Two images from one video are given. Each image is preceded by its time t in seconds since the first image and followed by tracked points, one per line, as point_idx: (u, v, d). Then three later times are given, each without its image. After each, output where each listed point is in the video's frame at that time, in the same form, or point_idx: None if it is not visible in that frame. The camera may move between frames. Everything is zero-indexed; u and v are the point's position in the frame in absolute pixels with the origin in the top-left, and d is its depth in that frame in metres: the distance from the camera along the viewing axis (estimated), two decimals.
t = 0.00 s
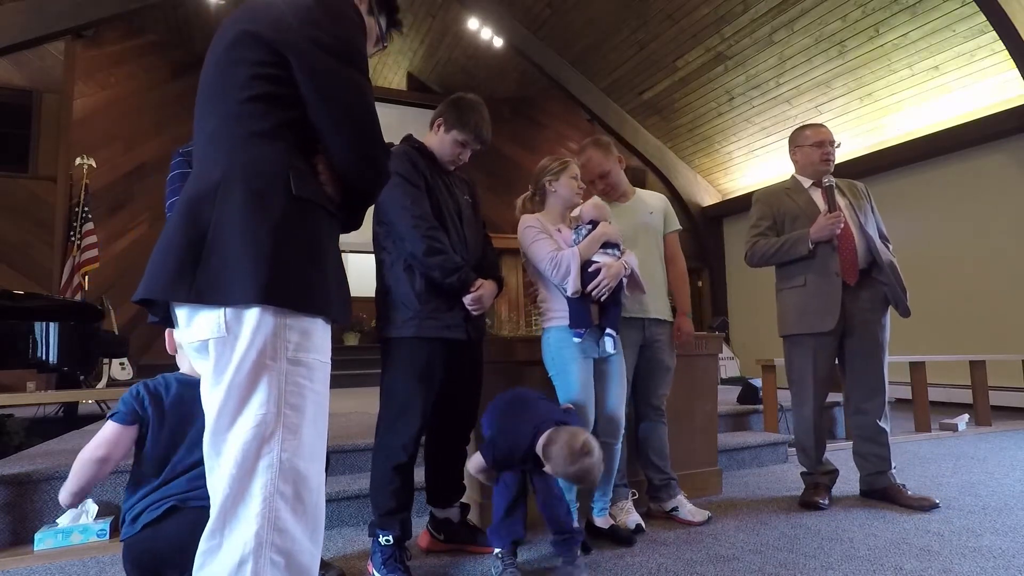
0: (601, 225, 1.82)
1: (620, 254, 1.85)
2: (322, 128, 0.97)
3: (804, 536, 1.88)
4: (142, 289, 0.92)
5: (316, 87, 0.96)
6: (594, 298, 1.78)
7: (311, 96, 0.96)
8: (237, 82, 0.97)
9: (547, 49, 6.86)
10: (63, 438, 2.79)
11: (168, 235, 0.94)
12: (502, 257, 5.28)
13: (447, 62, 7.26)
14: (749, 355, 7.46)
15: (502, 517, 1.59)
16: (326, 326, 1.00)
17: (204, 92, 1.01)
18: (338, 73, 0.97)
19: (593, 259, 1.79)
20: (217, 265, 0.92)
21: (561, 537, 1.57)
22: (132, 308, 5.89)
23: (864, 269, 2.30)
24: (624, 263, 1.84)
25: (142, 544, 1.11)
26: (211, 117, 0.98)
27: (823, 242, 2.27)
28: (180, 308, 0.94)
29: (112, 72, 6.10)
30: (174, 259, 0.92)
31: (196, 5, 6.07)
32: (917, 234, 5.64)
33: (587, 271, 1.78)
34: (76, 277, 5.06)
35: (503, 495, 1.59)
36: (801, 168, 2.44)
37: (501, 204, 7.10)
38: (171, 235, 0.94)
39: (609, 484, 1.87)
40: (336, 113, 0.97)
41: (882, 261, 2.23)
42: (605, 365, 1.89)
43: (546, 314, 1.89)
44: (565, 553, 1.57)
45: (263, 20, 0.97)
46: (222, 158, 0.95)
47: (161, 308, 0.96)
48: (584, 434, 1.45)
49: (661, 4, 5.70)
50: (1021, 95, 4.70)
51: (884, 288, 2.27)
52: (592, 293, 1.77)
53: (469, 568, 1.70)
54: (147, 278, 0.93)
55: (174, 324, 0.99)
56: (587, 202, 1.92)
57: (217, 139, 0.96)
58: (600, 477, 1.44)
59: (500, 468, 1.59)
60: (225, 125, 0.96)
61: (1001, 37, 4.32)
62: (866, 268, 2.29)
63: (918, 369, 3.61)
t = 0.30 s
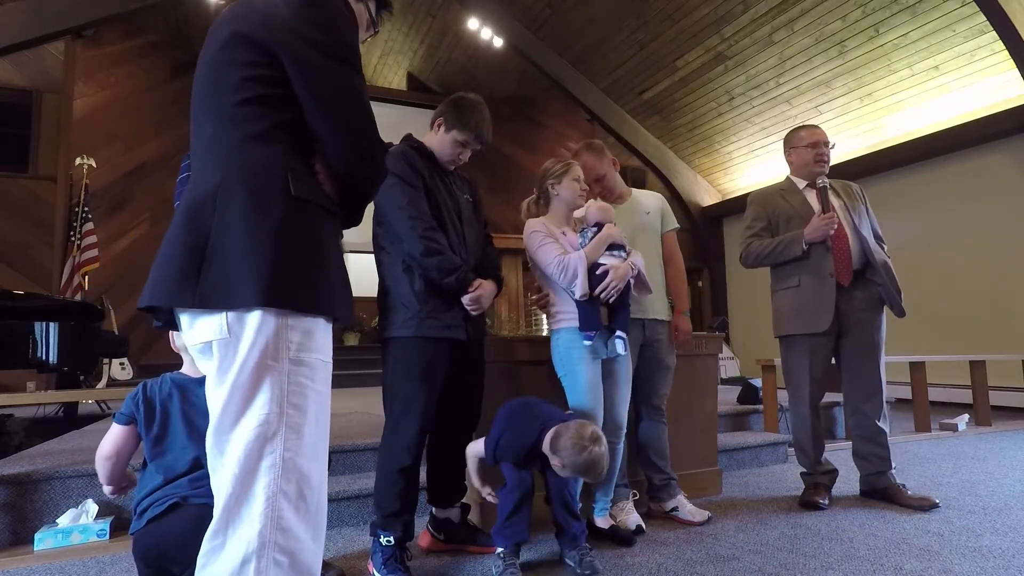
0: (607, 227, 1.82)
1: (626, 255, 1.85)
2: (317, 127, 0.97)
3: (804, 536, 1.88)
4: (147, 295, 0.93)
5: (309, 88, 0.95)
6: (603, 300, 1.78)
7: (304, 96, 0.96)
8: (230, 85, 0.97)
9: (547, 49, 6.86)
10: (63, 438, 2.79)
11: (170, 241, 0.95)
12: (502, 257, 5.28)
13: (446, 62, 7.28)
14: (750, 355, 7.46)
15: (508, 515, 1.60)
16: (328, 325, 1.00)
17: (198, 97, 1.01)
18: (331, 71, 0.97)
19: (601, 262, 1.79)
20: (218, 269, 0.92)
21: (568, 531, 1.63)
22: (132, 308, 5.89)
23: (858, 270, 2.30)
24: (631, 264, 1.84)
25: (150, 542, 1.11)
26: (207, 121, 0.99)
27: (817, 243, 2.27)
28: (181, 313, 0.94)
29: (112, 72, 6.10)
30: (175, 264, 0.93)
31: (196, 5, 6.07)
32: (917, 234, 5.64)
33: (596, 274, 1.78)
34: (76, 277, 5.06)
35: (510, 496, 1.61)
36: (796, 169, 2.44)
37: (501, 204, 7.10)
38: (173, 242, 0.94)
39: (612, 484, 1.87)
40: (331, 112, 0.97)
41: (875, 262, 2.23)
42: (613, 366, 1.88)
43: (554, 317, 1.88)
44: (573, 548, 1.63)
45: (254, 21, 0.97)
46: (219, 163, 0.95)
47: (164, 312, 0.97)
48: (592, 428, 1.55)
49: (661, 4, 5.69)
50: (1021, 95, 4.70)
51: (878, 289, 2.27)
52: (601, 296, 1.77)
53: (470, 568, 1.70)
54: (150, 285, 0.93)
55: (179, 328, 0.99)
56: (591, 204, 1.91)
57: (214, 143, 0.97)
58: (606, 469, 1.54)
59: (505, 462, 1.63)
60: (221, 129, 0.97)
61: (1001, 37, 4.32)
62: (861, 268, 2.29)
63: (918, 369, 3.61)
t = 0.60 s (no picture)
0: (607, 229, 1.83)
1: (627, 257, 1.85)
2: (313, 126, 0.97)
3: (804, 536, 1.88)
4: (151, 301, 0.94)
5: (303, 85, 0.95)
6: (603, 302, 1.78)
7: (298, 95, 0.95)
8: (225, 86, 0.97)
9: (547, 49, 6.86)
10: (63, 438, 2.80)
11: (173, 246, 0.95)
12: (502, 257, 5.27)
13: (446, 62, 7.28)
14: (750, 355, 7.45)
15: (512, 521, 1.63)
16: (331, 324, 1.00)
17: (195, 99, 1.02)
18: (325, 69, 0.97)
19: (600, 264, 1.80)
20: (220, 272, 0.93)
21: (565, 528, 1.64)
22: (132, 308, 5.89)
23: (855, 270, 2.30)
24: (631, 266, 1.83)
25: (152, 540, 1.12)
26: (204, 123, 0.99)
27: (816, 243, 2.27)
28: (185, 319, 0.95)
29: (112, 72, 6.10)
30: (179, 269, 0.93)
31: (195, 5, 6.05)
32: (917, 234, 5.64)
33: (595, 276, 1.78)
34: (76, 277, 5.05)
35: (513, 497, 1.63)
36: (795, 168, 2.44)
37: (501, 204, 7.11)
38: (177, 247, 0.95)
39: (612, 485, 1.87)
40: (326, 110, 0.97)
41: (874, 262, 2.24)
42: (614, 366, 1.88)
43: (555, 317, 1.89)
44: (572, 547, 1.63)
45: (247, 19, 0.97)
46: (218, 166, 0.96)
47: (169, 316, 0.98)
48: (603, 416, 1.62)
49: (661, 4, 5.69)
50: (1021, 95, 4.70)
51: (876, 289, 2.28)
52: (601, 298, 1.78)
53: (470, 568, 1.70)
54: (155, 290, 0.94)
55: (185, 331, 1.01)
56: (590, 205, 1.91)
57: (212, 146, 0.97)
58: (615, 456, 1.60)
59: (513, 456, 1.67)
60: (218, 132, 0.97)
61: (1001, 37, 4.32)
62: (859, 268, 2.30)
63: (918, 369, 3.61)
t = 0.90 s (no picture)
0: (601, 228, 1.82)
1: (620, 256, 1.84)
2: (313, 126, 0.97)
3: (804, 536, 1.88)
4: (160, 306, 0.95)
5: (300, 85, 0.95)
6: (594, 301, 1.78)
7: (296, 96, 0.95)
8: (224, 88, 0.97)
9: (547, 49, 6.86)
10: (63, 438, 2.80)
11: (179, 251, 0.96)
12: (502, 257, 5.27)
13: (446, 62, 7.28)
14: (750, 355, 7.45)
15: (508, 521, 1.64)
16: (336, 324, 1.00)
17: (195, 102, 1.02)
18: (322, 68, 0.96)
19: (593, 262, 1.79)
20: (225, 276, 0.93)
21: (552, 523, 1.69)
22: (132, 308, 5.89)
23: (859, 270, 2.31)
24: (624, 265, 1.83)
25: (148, 540, 1.12)
26: (205, 126, 0.99)
27: (820, 242, 2.27)
28: (193, 324, 0.96)
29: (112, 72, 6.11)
30: (187, 273, 0.94)
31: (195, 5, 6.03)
32: (917, 235, 5.64)
33: (587, 274, 1.78)
34: (76, 277, 5.05)
35: (507, 495, 1.65)
36: (799, 168, 2.44)
37: (501, 204, 7.12)
38: (183, 252, 0.95)
39: (612, 484, 1.87)
40: (325, 110, 0.96)
41: (878, 262, 2.24)
42: (607, 366, 1.88)
43: (546, 316, 1.89)
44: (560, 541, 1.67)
45: (242, 20, 0.96)
46: (221, 170, 0.96)
47: (175, 321, 0.98)
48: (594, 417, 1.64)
49: (661, 4, 5.69)
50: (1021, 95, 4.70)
51: (879, 289, 2.28)
52: (592, 296, 1.78)
53: (470, 568, 1.70)
54: (162, 294, 0.95)
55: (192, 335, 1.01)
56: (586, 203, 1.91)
57: (214, 150, 0.97)
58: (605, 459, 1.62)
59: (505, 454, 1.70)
60: (219, 135, 0.97)
61: (1001, 37, 4.32)
62: (862, 267, 2.30)
63: (918, 369, 3.61)
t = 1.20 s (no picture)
0: (596, 226, 1.82)
1: (614, 255, 1.85)
2: (319, 126, 0.97)
3: (804, 536, 1.88)
4: (167, 307, 0.95)
5: (305, 85, 0.94)
6: (586, 299, 1.78)
7: (302, 96, 0.95)
8: (230, 89, 0.97)
9: (547, 50, 6.86)
10: (63, 438, 2.80)
11: (186, 252, 0.96)
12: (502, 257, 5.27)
13: (446, 62, 7.28)
14: (750, 355, 7.45)
15: (507, 516, 1.65)
16: (341, 325, 1.00)
17: (200, 103, 1.02)
18: (327, 68, 0.96)
19: (586, 260, 1.79)
20: (233, 277, 0.93)
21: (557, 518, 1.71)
22: (132, 308, 5.89)
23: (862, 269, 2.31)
24: (617, 264, 1.83)
25: (139, 541, 1.14)
26: (211, 127, 0.99)
27: (823, 242, 2.27)
28: (199, 324, 0.96)
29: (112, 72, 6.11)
30: (194, 273, 0.94)
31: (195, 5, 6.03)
32: (917, 235, 5.64)
33: (580, 272, 1.78)
34: (76, 277, 5.06)
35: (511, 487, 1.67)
36: (801, 168, 2.44)
37: (501, 204, 7.12)
38: (190, 253, 0.95)
39: (611, 484, 1.87)
40: (330, 110, 0.96)
41: (880, 261, 2.24)
42: (599, 366, 1.89)
43: (539, 314, 1.89)
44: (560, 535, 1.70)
45: (249, 20, 0.96)
46: (228, 170, 0.96)
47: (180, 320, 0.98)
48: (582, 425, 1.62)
49: (661, 4, 5.70)
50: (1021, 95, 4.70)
51: (882, 288, 2.28)
52: (584, 294, 1.77)
53: (470, 568, 1.70)
54: (169, 295, 0.95)
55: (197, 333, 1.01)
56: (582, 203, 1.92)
57: (220, 151, 0.97)
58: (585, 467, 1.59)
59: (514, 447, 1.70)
60: (226, 136, 0.97)
61: (1000, 37, 4.32)
62: (865, 267, 2.30)
63: (918, 369, 3.61)
